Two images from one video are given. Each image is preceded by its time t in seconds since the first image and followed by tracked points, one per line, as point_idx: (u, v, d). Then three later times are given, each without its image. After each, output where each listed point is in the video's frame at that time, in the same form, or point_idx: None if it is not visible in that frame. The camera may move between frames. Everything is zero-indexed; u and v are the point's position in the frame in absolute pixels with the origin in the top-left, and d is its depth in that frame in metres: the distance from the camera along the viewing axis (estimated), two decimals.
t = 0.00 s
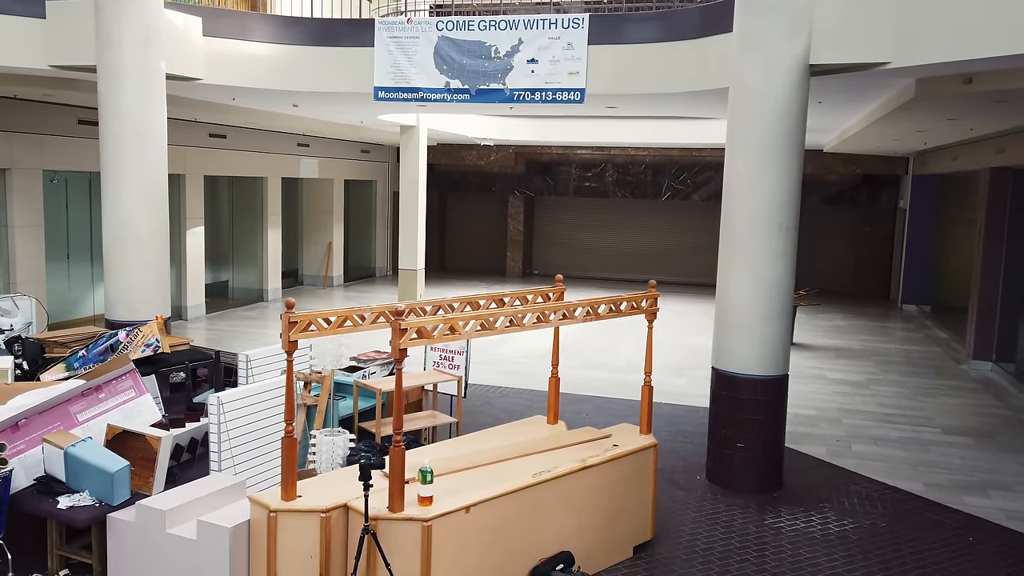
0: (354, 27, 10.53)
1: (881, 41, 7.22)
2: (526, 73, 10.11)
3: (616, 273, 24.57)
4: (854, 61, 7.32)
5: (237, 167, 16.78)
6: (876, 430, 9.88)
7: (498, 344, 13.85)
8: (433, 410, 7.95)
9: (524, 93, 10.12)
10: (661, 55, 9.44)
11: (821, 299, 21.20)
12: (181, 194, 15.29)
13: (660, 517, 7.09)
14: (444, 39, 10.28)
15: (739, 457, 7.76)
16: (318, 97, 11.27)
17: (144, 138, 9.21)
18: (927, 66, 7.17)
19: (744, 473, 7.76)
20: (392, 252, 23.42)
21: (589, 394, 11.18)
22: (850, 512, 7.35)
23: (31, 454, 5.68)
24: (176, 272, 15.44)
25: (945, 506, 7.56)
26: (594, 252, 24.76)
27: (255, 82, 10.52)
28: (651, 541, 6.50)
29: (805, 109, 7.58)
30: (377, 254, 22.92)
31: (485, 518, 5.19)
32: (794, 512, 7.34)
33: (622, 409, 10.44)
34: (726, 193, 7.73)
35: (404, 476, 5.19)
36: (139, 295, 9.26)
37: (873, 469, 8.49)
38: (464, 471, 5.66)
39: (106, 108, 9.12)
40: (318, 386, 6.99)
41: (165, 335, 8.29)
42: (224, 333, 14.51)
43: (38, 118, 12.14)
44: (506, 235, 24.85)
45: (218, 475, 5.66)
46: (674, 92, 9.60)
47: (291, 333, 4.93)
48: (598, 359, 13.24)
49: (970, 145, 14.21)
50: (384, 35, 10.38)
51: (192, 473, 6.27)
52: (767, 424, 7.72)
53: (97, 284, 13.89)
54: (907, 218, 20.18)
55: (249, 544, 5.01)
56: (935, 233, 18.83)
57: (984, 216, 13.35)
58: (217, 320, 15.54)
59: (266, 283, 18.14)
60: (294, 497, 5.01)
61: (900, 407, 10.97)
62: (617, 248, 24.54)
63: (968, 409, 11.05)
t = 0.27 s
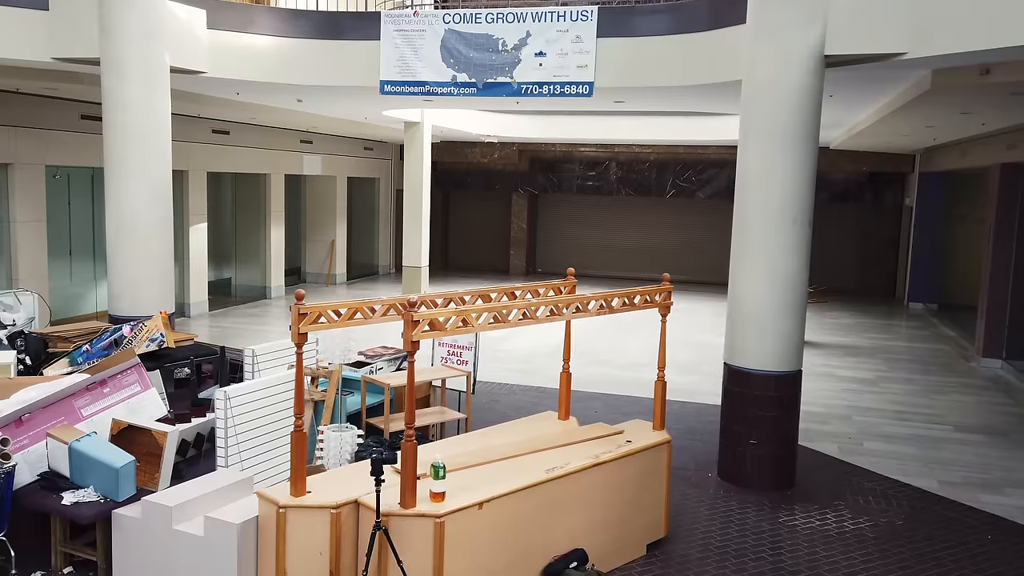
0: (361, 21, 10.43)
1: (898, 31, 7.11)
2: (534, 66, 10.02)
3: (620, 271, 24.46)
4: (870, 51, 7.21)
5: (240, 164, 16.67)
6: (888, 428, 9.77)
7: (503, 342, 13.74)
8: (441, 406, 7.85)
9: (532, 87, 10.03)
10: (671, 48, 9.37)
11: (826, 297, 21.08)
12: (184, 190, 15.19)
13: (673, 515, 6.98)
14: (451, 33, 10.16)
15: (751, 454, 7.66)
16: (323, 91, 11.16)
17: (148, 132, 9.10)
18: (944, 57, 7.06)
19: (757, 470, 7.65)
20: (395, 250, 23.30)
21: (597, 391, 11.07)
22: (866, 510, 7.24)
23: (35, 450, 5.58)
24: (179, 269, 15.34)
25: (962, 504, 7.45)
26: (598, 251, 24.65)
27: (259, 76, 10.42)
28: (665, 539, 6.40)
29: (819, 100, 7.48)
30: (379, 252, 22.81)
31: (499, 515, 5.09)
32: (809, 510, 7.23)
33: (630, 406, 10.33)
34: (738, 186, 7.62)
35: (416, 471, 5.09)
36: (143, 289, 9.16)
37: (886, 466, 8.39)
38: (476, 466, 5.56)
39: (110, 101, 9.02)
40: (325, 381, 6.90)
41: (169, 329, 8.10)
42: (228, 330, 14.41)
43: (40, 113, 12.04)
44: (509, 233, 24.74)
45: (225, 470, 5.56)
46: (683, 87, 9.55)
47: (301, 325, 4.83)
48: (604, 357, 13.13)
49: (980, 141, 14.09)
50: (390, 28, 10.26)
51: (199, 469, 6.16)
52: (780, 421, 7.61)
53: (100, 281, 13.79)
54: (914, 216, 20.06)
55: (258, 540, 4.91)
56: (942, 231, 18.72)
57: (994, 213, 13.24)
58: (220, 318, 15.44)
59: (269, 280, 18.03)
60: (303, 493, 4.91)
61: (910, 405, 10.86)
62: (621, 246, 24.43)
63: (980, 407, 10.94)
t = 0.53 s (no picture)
0: (371, 11, 10.33)
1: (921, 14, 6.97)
2: (546, 55, 9.88)
3: (629, 267, 24.31)
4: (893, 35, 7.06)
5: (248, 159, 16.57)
6: (907, 421, 9.62)
7: (514, 336, 13.62)
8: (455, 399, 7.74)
9: (544, 76, 9.88)
10: (686, 35, 9.28)
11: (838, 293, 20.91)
12: (192, 185, 15.11)
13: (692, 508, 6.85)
14: (462, 22, 10.02)
15: (771, 446, 7.52)
16: (333, 82, 11.06)
17: (157, 124, 9.00)
18: (969, 40, 6.91)
19: (777, 463, 7.52)
20: (403, 246, 23.18)
21: (610, 384, 10.94)
22: (889, 504, 7.10)
23: (45, 440, 5.50)
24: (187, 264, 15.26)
25: (987, 497, 7.30)
26: (607, 246, 24.50)
27: (269, 67, 10.32)
28: (686, 532, 6.27)
29: (839, 85, 7.34)
30: (387, 248, 22.69)
31: (519, 506, 4.97)
32: (831, 503, 7.09)
33: (645, 400, 10.20)
34: (757, 173, 7.49)
35: (434, 461, 4.98)
36: (152, 281, 9.08)
37: (908, 460, 8.24)
38: (494, 457, 5.44)
39: (118, 92, 8.92)
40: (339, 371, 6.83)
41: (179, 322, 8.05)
42: (237, 325, 14.32)
43: (47, 107, 11.96)
44: (517, 229, 24.59)
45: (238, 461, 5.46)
46: (697, 74, 9.33)
47: (316, 311, 4.72)
48: (616, 351, 13.00)
49: (997, 132, 13.90)
50: (400, 18, 10.16)
51: (211, 460, 6.06)
52: (800, 412, 7.48)
53: (108, 277, 13.71)
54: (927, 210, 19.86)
55: (273, 531, 4.80)
56: (956, 225, 18.52)
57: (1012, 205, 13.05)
58: (229, 313, 15.35)
59: (278, 275, 17.93)
60: (319, 483, 4.80)
61: (929, 399, 10.70)
62: (630, 242, 24.28)
63: (1000, 400, 10.77)
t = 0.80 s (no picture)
0: None
1: None
2: (605, 39, 9.65)
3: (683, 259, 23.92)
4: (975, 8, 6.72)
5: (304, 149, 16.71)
6: (982, 416, 9.21)
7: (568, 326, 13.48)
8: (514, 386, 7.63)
9: (602, 60, 9.68)
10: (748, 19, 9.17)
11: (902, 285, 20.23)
12: (250, 175, 15.30)
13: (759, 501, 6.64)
14: (519, 6, 9.84)
15: (841, 439, 7.25)
16: (389, 70, 11.05)
17: (218, 112, 9.08)
18: None
19: (848, 456, 7.24)
20: (455, 237, 23.18)
21: (668, 375, 10.73)
22: (968, 500, 6.78)
23: (113, 419, 5.59)
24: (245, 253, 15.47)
25: None
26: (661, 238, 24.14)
27: (327, 55, 10.36)
28: (753, 525, 6.07)
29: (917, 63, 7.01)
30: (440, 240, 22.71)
31: (583, 492, 4.84)
32: (905, 499, 6.80)
33: (704, 391, 9.97)
34: (827, 155, 7.21)
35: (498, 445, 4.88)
36: (213, 268, 9.19)
37: (985, 456, 7.87)
38: (557, 443, 5.32)
39: (181, 80, 9.02)
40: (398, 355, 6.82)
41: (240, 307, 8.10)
42: (294, 313, 14.46)
43: (111, 97, 12.21)
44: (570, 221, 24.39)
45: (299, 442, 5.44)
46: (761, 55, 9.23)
47: (379, 291, 4.68)
48: (673, 342, 12.76)
49: None
50: (456, 4, 10.00)
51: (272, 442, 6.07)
52: (872, 404, 7.19)
53: (169, 265, 13.97)
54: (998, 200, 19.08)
55: (335, 513, 4.76)
56: None
57: None
58: (286, 302, 15.52)
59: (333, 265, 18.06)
60: (382, 465, 4.74)
61: (1005, 393, 10.23)
62: (685, 233, 23.89)
63: None
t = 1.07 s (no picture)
0: None
1: None
2: (685, 5, 9.35)
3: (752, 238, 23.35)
4: None
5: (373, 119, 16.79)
6: None
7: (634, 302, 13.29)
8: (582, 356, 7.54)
9: (680, 27, 9.38)
10: None
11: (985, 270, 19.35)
12: (320, 144, 15.46)
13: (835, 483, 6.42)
14: None
15: (924, 423, 6.94)
16: (462, 37, 10.94)
17: (294, 77, 9.13)
18: None
19: (930, 441, 6.93)
20: (520, 211, 23.07)
21: (738, 353, 10.48)
22: None
23: (190, 374, 5.69)
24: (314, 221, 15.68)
25: None
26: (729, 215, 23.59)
27: (400, 21, 10.31)
28: (830, 507, 5.87)
29: None
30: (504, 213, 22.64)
31: (657, 465, 4.72)
32: (992, 488, 6.48)
33: (776, 370, 9.70)
34: (921, 126, 6.83)
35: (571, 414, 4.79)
36: (287, 232, 9.30)
37: None
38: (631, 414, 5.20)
39: (257, 45, 9.08)
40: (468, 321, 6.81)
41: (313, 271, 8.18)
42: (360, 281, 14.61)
43: (189, 63, 12.42)
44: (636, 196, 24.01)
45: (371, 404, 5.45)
46: (849, 21, 8.84)
47: (454, 254, 4.58)
48: (743, 320, 12.46)
49: None
50: None
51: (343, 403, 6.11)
52: (959, 388, 6.86)
53: (241, 231, 14.26)
54: None
55: (406, 474, 4.75)
56: None
57: None
58: (353, 270, 15.70)
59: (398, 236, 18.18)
60: (453, 429, 4.71)
61: None
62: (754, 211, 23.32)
63: None
